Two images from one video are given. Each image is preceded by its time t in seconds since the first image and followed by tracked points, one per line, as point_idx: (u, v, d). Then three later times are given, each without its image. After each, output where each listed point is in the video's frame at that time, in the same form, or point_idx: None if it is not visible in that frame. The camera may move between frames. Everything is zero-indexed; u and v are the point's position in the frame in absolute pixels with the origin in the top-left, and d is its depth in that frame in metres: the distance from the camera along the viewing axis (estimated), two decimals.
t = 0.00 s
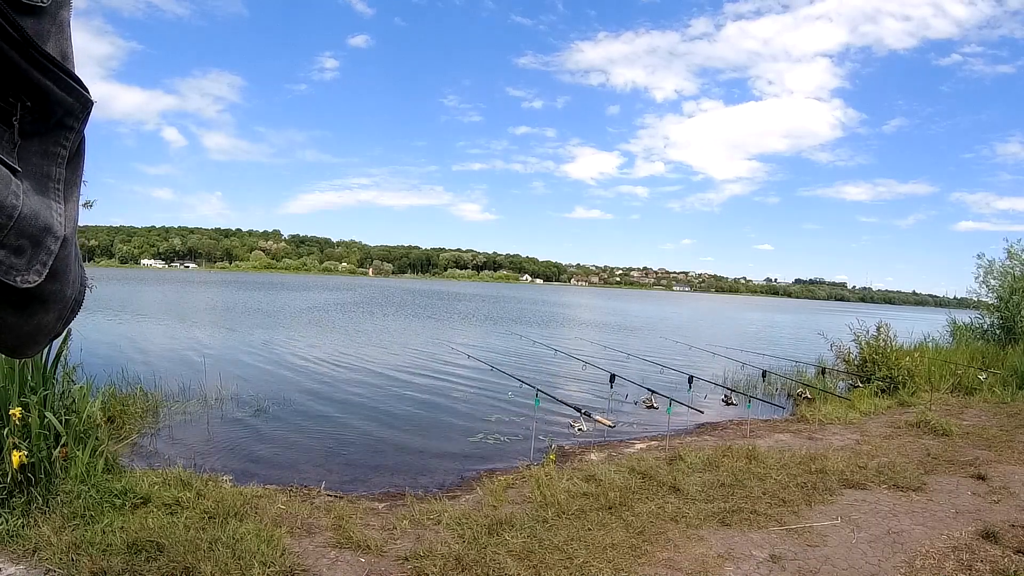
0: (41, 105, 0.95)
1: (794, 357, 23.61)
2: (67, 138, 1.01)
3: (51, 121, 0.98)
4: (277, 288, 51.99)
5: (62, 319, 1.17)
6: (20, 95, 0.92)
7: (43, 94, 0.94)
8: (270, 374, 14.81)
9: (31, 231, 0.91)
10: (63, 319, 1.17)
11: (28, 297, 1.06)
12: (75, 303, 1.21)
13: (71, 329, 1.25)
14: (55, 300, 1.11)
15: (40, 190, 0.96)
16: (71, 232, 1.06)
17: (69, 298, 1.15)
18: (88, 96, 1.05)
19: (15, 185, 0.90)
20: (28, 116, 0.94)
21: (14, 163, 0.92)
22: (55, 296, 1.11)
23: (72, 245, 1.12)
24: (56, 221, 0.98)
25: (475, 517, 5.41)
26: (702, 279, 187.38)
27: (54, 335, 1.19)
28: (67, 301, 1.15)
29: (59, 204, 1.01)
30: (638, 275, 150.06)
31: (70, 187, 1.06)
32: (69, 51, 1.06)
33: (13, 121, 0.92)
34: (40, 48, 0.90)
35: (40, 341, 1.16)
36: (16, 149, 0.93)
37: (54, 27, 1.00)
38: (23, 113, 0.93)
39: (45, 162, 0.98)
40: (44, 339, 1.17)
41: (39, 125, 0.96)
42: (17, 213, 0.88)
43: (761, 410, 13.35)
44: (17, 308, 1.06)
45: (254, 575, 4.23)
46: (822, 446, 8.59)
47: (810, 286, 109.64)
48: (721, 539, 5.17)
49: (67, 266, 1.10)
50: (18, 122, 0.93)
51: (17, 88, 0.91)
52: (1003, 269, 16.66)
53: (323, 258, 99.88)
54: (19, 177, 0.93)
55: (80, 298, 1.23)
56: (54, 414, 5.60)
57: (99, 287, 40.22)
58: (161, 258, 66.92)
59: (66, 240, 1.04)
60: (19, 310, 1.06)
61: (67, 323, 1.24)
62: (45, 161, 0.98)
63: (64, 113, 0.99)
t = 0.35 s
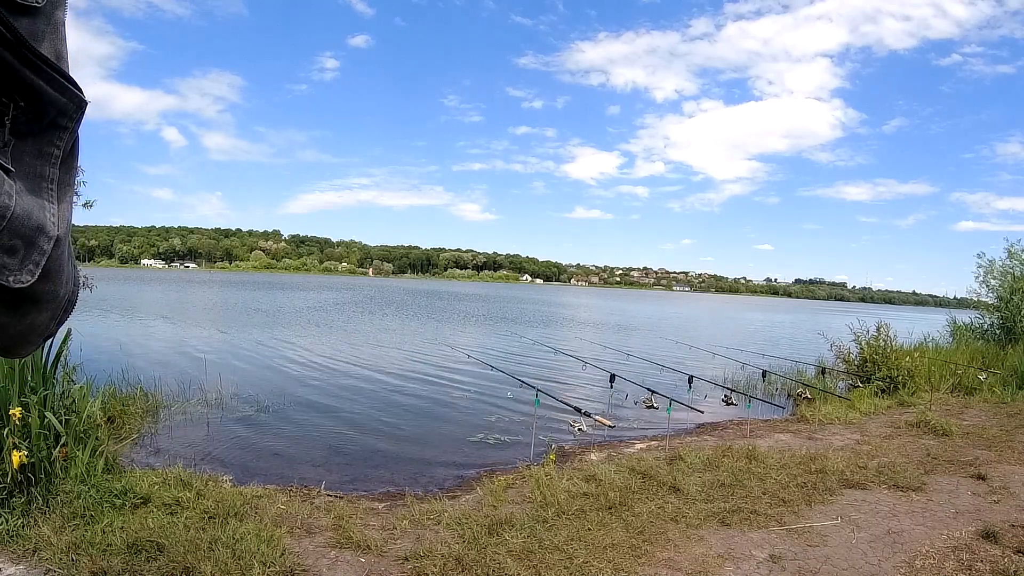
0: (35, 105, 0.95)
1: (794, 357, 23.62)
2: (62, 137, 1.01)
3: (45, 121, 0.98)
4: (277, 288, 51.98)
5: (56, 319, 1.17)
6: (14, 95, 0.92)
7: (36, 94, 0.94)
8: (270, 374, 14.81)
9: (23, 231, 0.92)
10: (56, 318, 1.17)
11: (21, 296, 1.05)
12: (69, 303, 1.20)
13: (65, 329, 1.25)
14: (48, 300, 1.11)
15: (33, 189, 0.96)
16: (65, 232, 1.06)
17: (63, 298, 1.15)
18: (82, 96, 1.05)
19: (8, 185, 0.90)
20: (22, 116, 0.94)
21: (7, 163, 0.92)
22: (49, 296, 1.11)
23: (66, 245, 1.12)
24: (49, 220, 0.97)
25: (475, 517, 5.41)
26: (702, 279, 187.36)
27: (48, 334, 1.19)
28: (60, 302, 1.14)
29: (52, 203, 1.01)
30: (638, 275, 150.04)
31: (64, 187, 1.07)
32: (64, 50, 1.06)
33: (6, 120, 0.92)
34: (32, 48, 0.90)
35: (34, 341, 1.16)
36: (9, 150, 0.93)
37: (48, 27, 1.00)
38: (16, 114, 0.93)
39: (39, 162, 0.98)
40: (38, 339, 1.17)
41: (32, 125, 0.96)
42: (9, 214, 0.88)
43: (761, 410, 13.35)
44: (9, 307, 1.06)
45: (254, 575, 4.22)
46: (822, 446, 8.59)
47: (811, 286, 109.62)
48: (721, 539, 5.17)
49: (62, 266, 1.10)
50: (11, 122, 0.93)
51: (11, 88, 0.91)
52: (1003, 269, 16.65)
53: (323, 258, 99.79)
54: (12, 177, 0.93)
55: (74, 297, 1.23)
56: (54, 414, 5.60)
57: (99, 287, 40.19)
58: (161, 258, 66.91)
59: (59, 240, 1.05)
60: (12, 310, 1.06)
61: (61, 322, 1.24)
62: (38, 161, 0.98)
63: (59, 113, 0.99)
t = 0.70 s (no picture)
0: (36, 101, 0.95)
1: (794, 357, 23.63)
2: (63, 134, 1.02)
3: (46, 117, 0.98)
4: (277, 288, 51.98)
5: (58, 316, 1.17)
6: (14, 91, 0.92)
7: (37, 90, 0.94)
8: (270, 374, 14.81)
9: (24, 227, 0.92)
10: (58, 315, 1.18)
11: (22, 292, 1.05)
12: (70, 300, 1.21)
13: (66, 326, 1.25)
14: (49, 297, 1.11)
15: (34, 185, 0.97)
16: (66, 228, 1.07)
17: (64, 294, 1.15)
18: (82, 92, 1.05)
19: (9, 180, 0.90)
20: (22, 112, 0.94)
21: (8, 159, 0.92)
22: (50, 293, 1.11)
23: (67, 241, 1.12)
24: (50, 216, 0.98)
25: (475, 517, 5.41)
26: (702, 279, 187.35)
27: (49, 331, 1.19)
28: (62, 298, 1.15)
29: (53, 199, 1.01)
30: (638, 275, 149.93)
31: (65, 183, 1.07)
32: (64, 46, 1.06)
33: (8, 116, 0.92)
34: (32, 44, 0.91)
35: (35, 338, 1.16)
36: (11, 146, 0.94)
37: (48, 22, 1.00)
38: (18, 109, 0.93)
39: (39, 158, 0.98)
40: (40, 337, 1.17)
41: (33, 121, 0.96)
42: (11, 210, 0.88)
43: (761, 410, 13.35)
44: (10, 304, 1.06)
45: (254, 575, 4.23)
46: (822, 446, 8.59)
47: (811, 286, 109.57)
48: (721, 539, 5.17)
49: (62, 263, 1.10)
50: (12, 118, 0.93)
51: (11, 83, 0.91)
52: (1003, 269, 16.65)
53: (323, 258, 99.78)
54: (13, 173, 0.93)
55: (74, 294, 1.23)
56: (54, 414, 5.60)
57: (98, 287, 40.13)
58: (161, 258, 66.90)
59: (61, 236, 1.05)
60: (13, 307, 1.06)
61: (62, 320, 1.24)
62: (39, 157, 0.98)
63: (59, 109, 0.99)
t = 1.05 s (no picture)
0: (37, 101, 0.95)
1: (794, 357, 23.63)
2: (64, 133, 1.01)
3: (47, 117, 0.98)
4: (277, 288, 52.03)
5: (60, 315, 1.17)
6: (15, 91, 0.92)
7: (38, 90, 0.94)
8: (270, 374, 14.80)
9: (27, 226, 0.92)
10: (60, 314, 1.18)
11: (23, 292, 1.05)
12: (72, 299, 1.21)
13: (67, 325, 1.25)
14: (51, 296, 1.11)
15: (35, 185, 0.97)
16: (67, 227, 1.07)
17: (66, 294, 1.15)
18: (83, 90, 1.05)
19: (11, 180, 0.90)
20: (24, 111, 0.94)
21: (9, 159, 0.92)
22: (51, 292, 1.11)
23: (68, 241, 1.13)
24: (52, 215, 0.98)
25: (475, 517, 5.41)
26: (702, 279, 187.41)
27: (51, 330, 1.19)
28: (64, 297, 1.15)
29: (55, 198, 1.01)
30: (638, 275, 149.94)
31: (65, 182, 1.07)
32: (64, 46, 1.06)
33: (9, 116, 0.92)
34: (34, 44, 0.91)
35: (36, 338, 1.16)
36: (12, 145, 0.94)
37: (48, 21, 1.00)
38: (19, 110, 0.93)
39: (41, 158, 0.98)
40: (41, 335, 1.17)
41: (34, 121, 0.96)
42: (12, 210, 0.88)
43: (761, 410, 13.35)
44: (12, 303, 1.06)
45: (254, 575, 4.23)
46: (822, 446, 8.59)
47: (811, 286, 109.65)
48: (721, 539, 5.17)
49: (63, 262, 1.10)
50: (13, 117, 0.93)
51: (12, 83, 0.91)
52: (1003, 269, 16.65)
53: (323, 258, 99.76)
54: (14, 173, 0.93)
55: (76, 292, 1.23)
56: (54, 414, 5.61)
57: (98, 287, 40.15)
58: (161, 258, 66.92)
59: (62, 236, 1.05)
60: (14, 306, 1.07)
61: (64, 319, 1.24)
62: (40, 156, 0.98)
63: (60, 109, 0.99)
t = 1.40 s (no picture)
0: (39, 101, 0.95)
1: (794, 357, 23.64)
2: (66, 134, 1.01)
3: (48, 118, 0.98)
4: (277, 288, 52.07)
5: (60, 317, 1.18)
6: (17, 91, 0.92)
7: (39, 90, 0.95)
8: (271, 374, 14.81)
9: (28, 228, 0.92)
10: (61, 316, 1.18)
11: (24, 294, 1.05)
12: (73, 301, 1.21)
13: (67, 327, 1.25)
14: (53, 298, 1.11)
15: (36, 186, 0.97)
16: (68, 229, 1.07)
17: (67, 296, 1.15)
18: (85, 91, 1.05)
19: (12, 182, 0.90)
20: (26, 112, 0.94)
21: (10, 160, 0.92)
22: (52, 294, 1.11)
23: (68, 243, 1.13)
24: (53, 217, 0.98)
25: (475, 517, 5.41)
26: (702, 279, 187.42)
27: (51, 333, 1.19)
28: (65, 299, 1.15)
29: (56, 200, 1.01)
30: (638, 275, 149.82)
31: (66, 184, 1.07)
32: (66, 47, 1.06)
33: (9, 117, 0.92)
34: (35, 44, 0.91)
35: (38, 339, 1.16)
36: (13, 147, 0.94)
37: (50, 22, 1.00)
38: (20, 110, 0.93)
39: (42, 159, 0.98)
40: (42, 337, 1.17)
41: (36, 122, 0.96)
42: (14, 212, 0.88)
43: (761, 410, 13.36)
44: (12, 305, 1.06)
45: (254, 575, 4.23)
46: (822, 446, 8.59)
47: (811, 286, 109.70)
48: (721, 539, 5.17)
49: (65, 264, 1.10)
50: (15, 118, 0.93)
51: (13, 83, 0.91)
52: (1003, 269, 16.65)
53: (323, 258, 99.78)
54: (15, 174, 0.93)
55: (77, 294, 1.24)
56: (54, 414, 5.61)
57: (98, 287, 40.18)
58: (161, 258, 66.97)
59: (63, 237, 1.05)
60: (15, 308, 1.07)
61: (65, 321, 1.25)
62: (42, 158, 0.98)
63: (61, 109, 0.99)
